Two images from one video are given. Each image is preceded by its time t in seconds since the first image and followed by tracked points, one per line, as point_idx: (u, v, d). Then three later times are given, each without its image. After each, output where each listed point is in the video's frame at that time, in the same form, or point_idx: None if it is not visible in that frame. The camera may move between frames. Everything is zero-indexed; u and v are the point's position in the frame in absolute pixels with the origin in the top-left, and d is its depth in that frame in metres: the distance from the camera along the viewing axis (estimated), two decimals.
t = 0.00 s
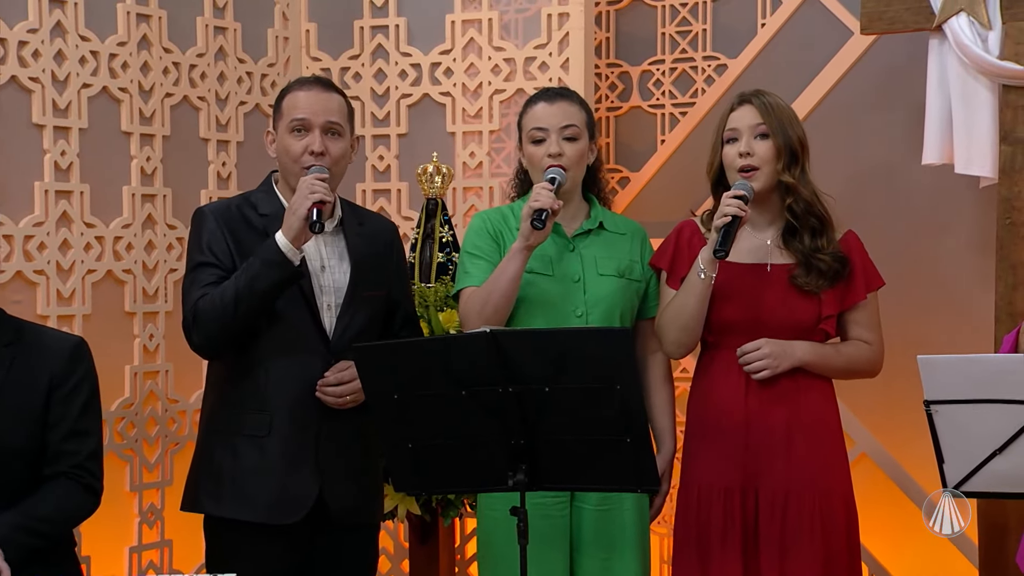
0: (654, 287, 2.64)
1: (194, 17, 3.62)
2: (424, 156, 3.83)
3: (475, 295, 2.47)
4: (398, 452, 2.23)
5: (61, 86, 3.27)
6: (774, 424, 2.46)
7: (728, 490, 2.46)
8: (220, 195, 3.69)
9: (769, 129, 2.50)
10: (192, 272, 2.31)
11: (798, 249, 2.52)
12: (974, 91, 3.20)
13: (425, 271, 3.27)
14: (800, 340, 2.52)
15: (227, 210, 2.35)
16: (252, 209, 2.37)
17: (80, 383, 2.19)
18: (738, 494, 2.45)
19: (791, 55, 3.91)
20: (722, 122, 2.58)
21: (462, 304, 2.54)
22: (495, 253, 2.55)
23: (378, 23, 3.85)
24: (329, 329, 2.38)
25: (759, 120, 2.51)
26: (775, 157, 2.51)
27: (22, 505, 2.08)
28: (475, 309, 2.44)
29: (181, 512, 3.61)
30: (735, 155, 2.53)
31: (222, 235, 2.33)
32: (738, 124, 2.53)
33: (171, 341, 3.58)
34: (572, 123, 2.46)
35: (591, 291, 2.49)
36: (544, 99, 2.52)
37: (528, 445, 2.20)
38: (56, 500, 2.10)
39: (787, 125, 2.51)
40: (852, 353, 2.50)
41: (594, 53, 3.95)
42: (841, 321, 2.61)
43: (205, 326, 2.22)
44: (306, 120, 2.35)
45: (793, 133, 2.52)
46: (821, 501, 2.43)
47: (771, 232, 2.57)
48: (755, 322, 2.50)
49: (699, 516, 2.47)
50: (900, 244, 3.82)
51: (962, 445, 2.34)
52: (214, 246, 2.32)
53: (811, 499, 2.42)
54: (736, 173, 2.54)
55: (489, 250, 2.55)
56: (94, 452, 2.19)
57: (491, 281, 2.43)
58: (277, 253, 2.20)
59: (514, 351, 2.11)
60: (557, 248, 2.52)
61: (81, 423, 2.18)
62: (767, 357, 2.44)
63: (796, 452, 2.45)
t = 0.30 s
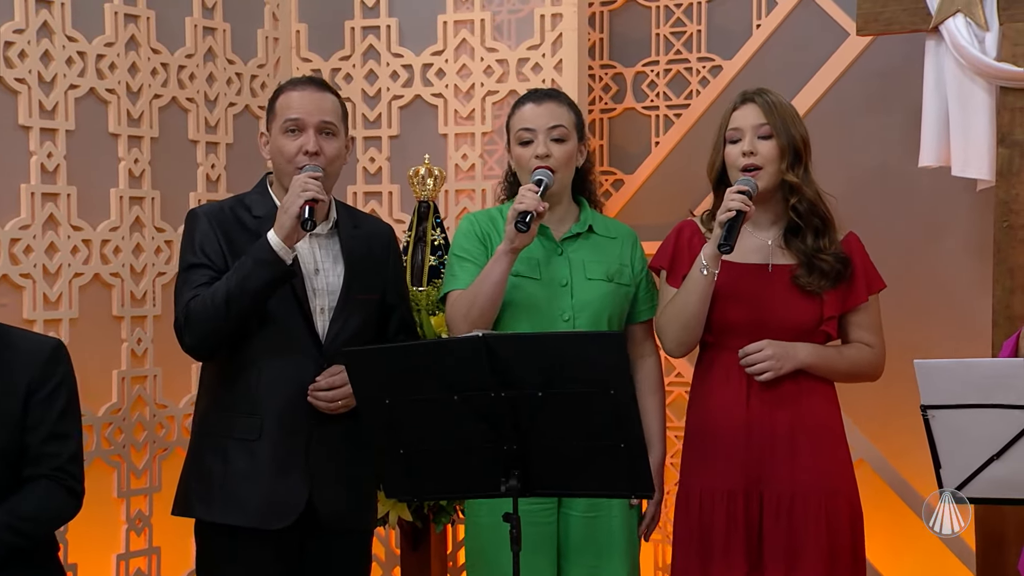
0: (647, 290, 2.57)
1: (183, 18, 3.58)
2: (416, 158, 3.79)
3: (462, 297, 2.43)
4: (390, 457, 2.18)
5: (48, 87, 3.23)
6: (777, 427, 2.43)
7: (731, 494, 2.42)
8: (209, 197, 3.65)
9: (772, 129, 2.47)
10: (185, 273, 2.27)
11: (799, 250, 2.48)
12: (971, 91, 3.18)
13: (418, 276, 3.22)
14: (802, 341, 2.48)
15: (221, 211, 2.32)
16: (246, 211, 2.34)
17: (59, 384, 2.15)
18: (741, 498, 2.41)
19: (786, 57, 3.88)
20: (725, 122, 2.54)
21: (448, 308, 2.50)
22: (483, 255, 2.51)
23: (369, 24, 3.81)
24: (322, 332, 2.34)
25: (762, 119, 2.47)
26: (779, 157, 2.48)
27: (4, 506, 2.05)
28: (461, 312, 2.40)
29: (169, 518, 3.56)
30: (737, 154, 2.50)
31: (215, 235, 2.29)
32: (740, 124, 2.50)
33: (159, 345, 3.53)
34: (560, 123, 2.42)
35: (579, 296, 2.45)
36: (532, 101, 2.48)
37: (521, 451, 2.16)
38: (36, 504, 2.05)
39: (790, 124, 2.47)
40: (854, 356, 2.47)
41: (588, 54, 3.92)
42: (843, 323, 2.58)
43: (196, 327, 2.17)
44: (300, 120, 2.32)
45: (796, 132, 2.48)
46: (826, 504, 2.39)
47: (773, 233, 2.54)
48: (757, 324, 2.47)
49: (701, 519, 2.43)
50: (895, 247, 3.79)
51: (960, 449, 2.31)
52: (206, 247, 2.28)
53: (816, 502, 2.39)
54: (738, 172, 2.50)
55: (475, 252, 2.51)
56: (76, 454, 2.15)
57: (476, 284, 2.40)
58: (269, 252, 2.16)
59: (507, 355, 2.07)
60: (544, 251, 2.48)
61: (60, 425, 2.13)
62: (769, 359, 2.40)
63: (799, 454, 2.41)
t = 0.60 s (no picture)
0: (639, 293, 2.53)
1: (171, 17, 3.53)
2: (408, 159, 3.76)
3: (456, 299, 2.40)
4: (382, 463, 2.14)
5: (34, 87, 3.18)
6: (779, 431, 2.40)
7: (732, 499, 2.38)
8: (198, 199, 3.60)
9: (773, 129, 2.43)
10: (178, 276, 2.23)
11: (800, 252, 2.45)
12: (968, 92, 3.16)
13: (409, 278, 3.19)
14: (803, 345, 2.45)
15: (213, 213, 2.28)
16: (239, 213, 2.29)
17: (42, 387, 2.11)
18: (742, 503, 2.37)
19: (782, 57, 3.85)
20: (726, 122, 2.51)
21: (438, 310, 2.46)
22: (472, 256, 2.47)
23: (360, 24, 3.77)
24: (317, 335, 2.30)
25: (763, 119, 2.44)
26: (780, 157, 2.44)
27: None
28: (448, 316, 2.37)
29: (158, 524, 3.52)
30: (739, 154, 2.47)
31: (208, 238, 2.25)
32: (742, 123, 2.46)
33: (147, 349, 3.48)
34: (551, 123, 2.39)
35: (568, 298, 2.41)
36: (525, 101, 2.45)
37: (514, 456, 2.12)
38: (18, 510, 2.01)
39: (792, 123, 2.44)
40: (855, 360, 2.43)
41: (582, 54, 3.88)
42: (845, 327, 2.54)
43: (191, 331, 2.13)
44: (295, 121, 2.28)
45: (798, 132, 2.45)
46: (828, 510, 2.36)
47: (774, 235, 2.51)
48: (759, 327, 2.44)
49: (702, 525, 2.39)
50: (891, 249, 3.77)
51: (958, 453, 2.26)
52: (199, 249, 2.24)
53: (819, 508, 2.35)
54: (739, 173, 2.47)
55: (465, 254, 2.47)
56: (60, 459, 2.10)
57: (464, 285, 2.36)
58: (268, 255, 2.13)
59: (500, 359, 2.04)
60: (534, 253, 2.44)
61: (45, 428, 2.09)
62: (771, 363, 2.37)
63: (801, 459, 2.38)
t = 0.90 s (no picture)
0: (637, 297, 2.49)
1: (161, 16, 3.49)
2: (401, 160, 3.72)
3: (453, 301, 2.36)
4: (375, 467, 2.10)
5: (22, 87, 3.14)
6: (778, 435, 2.36)
7: (732, 504, 2.35)
8: (189, 200, 3.56)
9: (774, 130, 2.40)
10: (174, 281, 2.19)
11: (801, 255, 2.41)
12: (967, 93, 3.13)
13: (403, 280, 3.16)
14: (803, 349, 2.42)
15: (204, 216, 2.24)
16: (230, 215, 2.25)
17: (33, 392, 2.07)
18: (741, 508, 2.34)
19: (779, 57, 3.83)
20: (726, 123, 2.48)
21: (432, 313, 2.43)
22: (467, 257, 2.43)
23: (353, 23, 3.73)
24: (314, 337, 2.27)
25: (764, 121, 2.41)
26: (781, 159, 2.41)
27: None
28: (443, 318, 2.33)
29: (148, 530, 3.47)
30: (739, 156, 2.43)
31: (202, 241, 2.21)
32: (742, 125, 2.43)
33: (137, 352, 3.44)
34: (550, 124, 2.35)
35: (565, 301, 2.38)
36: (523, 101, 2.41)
37: (508, 460, 2.08)
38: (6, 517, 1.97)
39: (794, 123, 2.41)
40: (856, 364, 2.40)
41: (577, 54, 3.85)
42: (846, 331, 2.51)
43: (197, 336, 2.09)
44: (290, 124, 2.24)
45: (799, 134, 2.41)
46: (828, 515, 2.33)
47: (775, 237, 2.47)
48: (757, 331, 2.40)
49: (701, 530, 2.36)
50: (889, 251, 3.74)
51: (957, 456, 2.22)
52: (195, 252, 2.20)
53: (819, 513, 2.32)
54: (739, 175, 2.44)
55: (460, 256, 2.43)
56: (51, 466, 2.06)
57: (459, 288, 2.32)
58: (274, 257, 2.09)
59: (494, 362, 2.00)
60: (530, 255, 2.40)
61: (35, 434, 2.05)
62: (769, 367, 2.33)
63: (801, 464, 2.35)
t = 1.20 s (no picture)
0: (637, 300, 2.46)
1: (152, 15, 3.45)
2: (396, 161, 3.68)
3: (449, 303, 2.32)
4: (370, 473, 2.06)
5: (11, 87, 3.09)
6: (780, 440, 2.33)
7: (732, 510, 2.31)
8: (180, 202, 3.52)
9: (777, 134, 2.36)
10: (167, 290, 2.15)
11: (805, 258, 2.38)
12: (968, 93, 3.11)
13: (397, 282, 3.13)
14: (805, 353, 2.38)
15: (192, 222, 2.19)
16: (216, 219, 2.21)
17: (29, 398, 2.02)
18: (742, 514, 2.30)
19: (778, 57, 3.79)
20: (728, 127, 2.44)
21: (429, 317, 2.39)
22: (466, 261, 2.39)
23: (347, 22, 3.69)
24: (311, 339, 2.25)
25: (766, 125, 2.37)
26: (784, 163, 2.37)
27: None
28: (442, 321, 2.30)
29: (138, 536, 3.42)
30: (741, 161, 2.39)
31: (193, 247, 2.17)
32: (744, 128, 2.39)
33: (127, 355, 3.39)
34: (549, 128, 2.31)
35: (564, 304, 2.34)
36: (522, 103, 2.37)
37: (504, 466, 2.03)
38: None
39: (797, 126, 2.37)
40: (860, 367, 2.37)
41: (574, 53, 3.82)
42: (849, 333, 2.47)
43: (198, 345, 2.06)
44: (279, 130, 2.21)
45: (802, 136, 2.37)
46: (830, 521, 2.29)
47: (778, 240, 2.43)
48: (759, 335, 2.37)
49: (701, 536, 2.33)
50: (888, 253, 3.71)
51: (959, 460, 2.17)
52: (186, 259, 2.16)
53: (821, 520, 2.28)
54: (741, 179, 2.40)
55: (459, 258, 2.39)
56: (46, 472, 2.02)
57: (457, 290, 2.29)
58: (276, 264, 2.08)
59: (489, 365, 1.96)
60: (530, 257, 2.36)
61: (31, 440, 2.01)
62: (772, 372, 2.30)
63: (803, 470, 2.31)
